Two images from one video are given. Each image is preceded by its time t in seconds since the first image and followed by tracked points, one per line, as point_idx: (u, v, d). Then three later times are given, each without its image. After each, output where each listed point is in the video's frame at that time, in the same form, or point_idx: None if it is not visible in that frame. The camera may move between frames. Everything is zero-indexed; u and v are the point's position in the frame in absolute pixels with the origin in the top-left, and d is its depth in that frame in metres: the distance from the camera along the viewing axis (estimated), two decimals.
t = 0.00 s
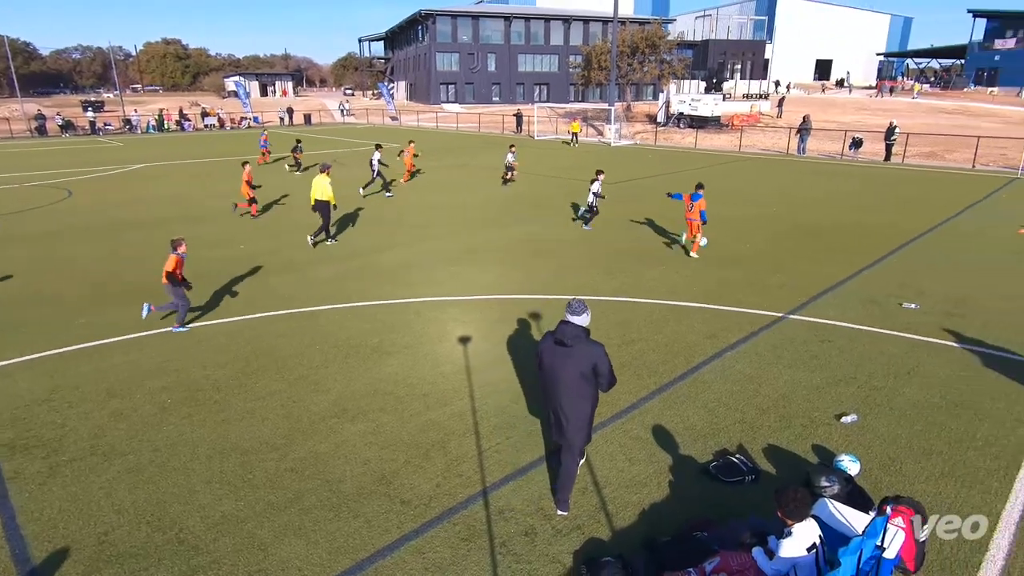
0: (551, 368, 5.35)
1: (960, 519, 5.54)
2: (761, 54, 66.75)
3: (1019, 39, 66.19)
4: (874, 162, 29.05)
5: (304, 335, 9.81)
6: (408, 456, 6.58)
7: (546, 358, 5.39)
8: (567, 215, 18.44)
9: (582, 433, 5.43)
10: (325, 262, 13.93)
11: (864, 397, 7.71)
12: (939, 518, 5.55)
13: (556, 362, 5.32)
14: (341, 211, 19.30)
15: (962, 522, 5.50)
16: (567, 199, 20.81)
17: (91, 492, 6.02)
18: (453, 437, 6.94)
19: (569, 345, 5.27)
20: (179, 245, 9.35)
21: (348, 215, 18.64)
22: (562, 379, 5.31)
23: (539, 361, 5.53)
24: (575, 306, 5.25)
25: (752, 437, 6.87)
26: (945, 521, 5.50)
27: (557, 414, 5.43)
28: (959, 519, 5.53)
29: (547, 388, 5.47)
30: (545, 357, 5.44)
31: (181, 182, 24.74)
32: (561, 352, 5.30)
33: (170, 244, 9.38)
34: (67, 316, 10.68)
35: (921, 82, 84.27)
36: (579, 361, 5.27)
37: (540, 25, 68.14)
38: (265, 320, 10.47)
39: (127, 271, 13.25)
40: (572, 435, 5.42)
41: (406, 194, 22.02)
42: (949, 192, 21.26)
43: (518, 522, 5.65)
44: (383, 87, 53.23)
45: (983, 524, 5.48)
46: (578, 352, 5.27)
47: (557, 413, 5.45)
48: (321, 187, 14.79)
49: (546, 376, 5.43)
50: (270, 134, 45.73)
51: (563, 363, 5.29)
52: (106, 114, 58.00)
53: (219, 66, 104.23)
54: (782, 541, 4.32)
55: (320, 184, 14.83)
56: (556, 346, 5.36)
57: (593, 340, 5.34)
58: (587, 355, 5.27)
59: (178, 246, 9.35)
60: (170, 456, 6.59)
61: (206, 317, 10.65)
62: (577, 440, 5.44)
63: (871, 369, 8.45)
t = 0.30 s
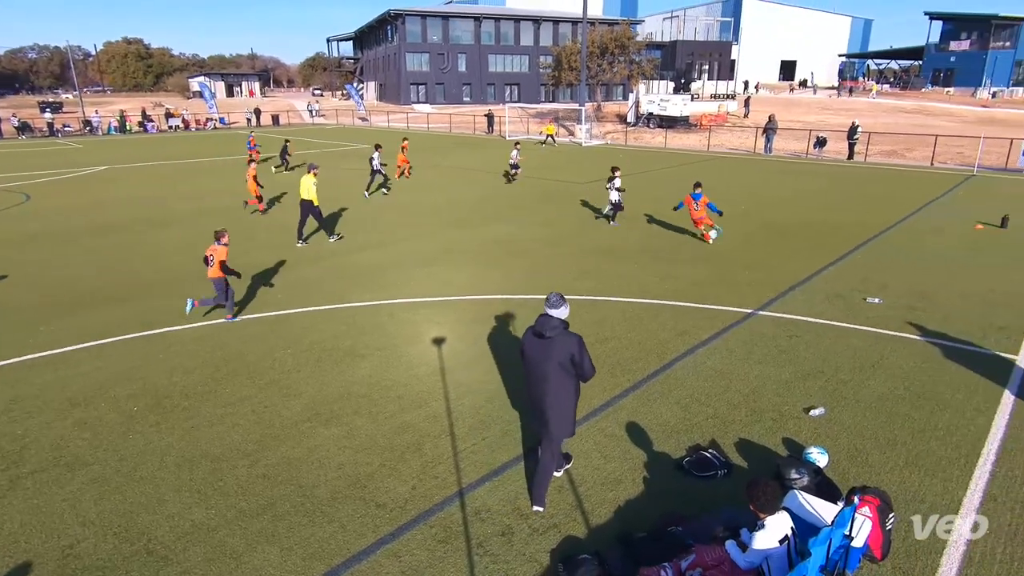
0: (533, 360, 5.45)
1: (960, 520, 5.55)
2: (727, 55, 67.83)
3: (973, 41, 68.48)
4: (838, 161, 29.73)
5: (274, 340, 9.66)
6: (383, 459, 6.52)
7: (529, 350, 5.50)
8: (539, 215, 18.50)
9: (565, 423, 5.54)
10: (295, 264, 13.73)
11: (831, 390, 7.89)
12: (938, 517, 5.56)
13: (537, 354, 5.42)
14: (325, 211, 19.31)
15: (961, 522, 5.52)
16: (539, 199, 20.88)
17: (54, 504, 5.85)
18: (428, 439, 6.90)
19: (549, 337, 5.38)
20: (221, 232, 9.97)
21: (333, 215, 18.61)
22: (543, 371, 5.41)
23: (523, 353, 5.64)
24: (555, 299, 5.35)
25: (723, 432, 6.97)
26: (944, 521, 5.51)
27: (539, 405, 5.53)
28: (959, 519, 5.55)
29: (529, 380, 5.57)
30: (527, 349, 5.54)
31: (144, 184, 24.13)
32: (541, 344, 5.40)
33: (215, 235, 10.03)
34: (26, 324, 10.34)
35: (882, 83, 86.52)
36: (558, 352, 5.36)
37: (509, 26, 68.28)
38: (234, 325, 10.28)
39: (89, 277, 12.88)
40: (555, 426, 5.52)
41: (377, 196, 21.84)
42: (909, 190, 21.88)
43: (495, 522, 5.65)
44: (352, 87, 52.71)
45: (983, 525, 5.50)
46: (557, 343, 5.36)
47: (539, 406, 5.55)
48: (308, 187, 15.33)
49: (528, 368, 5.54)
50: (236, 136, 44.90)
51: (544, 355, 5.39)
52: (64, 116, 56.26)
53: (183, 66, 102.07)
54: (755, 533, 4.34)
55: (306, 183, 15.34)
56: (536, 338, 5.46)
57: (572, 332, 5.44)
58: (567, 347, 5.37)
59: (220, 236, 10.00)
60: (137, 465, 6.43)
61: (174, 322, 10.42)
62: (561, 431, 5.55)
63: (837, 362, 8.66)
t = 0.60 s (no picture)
0: (525, 351, 5.72)
1: (961, 520, 5.56)
2: (705, 55, 68.43)
3: (942, 41, 69.97)
4: (814, 159, 30.16)
5: (254, 343, 9.55)
6: (366, 463, 6.48)
7: (520, 341, 5.76)
8: (520, 215, 18.52)
9: (560, 409, 5.83)
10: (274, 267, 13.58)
11: (810, 385, 8.01)
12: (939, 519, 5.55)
13: (529, 345, 5.69)
14: (322, 208, 19.52)
15: (962, 522, 5.53)
16: (520, 199, 20.88)
17: (27, 515, 5.72)
18: (412, 441, 6.87)
19: (540, 328, 5.65)
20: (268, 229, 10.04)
21: (328, 215, 18.80)
22: (537, 361, 5.68)
23: (513, 345, 5.90)
24: (544, 291, 5.64)
25: (705, 429, 7.04)
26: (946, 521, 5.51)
27: (535, 394, 5.79)
28: (960, 519, 5.55)
29: (522, 371, 5.81)
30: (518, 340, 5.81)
31: (119, 187, 23.68)
32: (532, 335, 5.67)
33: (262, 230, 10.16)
34: None
35: (855, 82, 88.00)
36: (549, 341, 5.66)
37: (488, 26, 68.26)
38: (213, 328, 10.14)
39: (62, 282, 12.61)
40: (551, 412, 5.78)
41: (356, 197, 21.69)
42: (883, 186, 22.28)
43: (480, 523, 5.64)
44: (331, 88, 52.25)
45: (982, 522, 5.53)
46: (548, 332, 5.66)
47: (534, 395, 5.81)
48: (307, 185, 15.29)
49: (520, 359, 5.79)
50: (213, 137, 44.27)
51: (537, 345, 5.66)
52: (33, 117, 54.93)
53: (157, 67, 100.55)
54: (737, 529, 4.40)
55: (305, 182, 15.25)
56: (526, 330, 5.73)
57: (559, 321, 5.74)
58: (556, 336, 5.68)
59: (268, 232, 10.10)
60: (113, 473, 6.31)
61: (151, 327, 10.24)
62: (556, 417, 5.83)
63: (815, 358, 8.79)
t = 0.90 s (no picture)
0: (523, 348, 5.65)
1: (960, 519, 5.57)
2: (694, 55, 68.62)
3: (929, 42, 70.60)
4: (803, 158, 30.34)
5: (243, 344, 9.49)
6: (357, 463, 6.45)
7: (518, 338, 5.68)
8: (511, 214, 18.52)
9: (563, 399, 5.85)
10: (264, 267, 13.51)
11: (799, 383, 8.06)
12: (939, 519, 5.55)
13: (528, 342, 5.62)
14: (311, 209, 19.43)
15: (962, 522, 5.54)
16: (510, 199, 20.87)
17: (15, 519, 5.65)
18: (404, 441, 6.86)
19: (538, 325, 5.56)
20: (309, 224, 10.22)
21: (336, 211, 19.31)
22: (537, 356, 5.63)
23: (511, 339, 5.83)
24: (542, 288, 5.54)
25: (697, 427, 7.06)
26: (945, 520, 5.52)
27: (536, 389, 5.77)
28: (959, 519, 5.56)
29: (521, 368, 5.75)
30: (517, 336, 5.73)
31: (105, 187, 23.44)
32: (530, 332, 5.59)
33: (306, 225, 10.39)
34: None
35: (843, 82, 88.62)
36: (548, 339, 5.59)
37: (478, 25, 68.17)
38: (201, 329, 10.07)
39: (49, 283, 12.49)
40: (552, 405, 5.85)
41: (346, 197, 21.59)
42: (871, 186, 22.44)
43: (472, 523, 5.64)
44: (320, 87, 51.96)
45: (981, 522, 5.54)
46: (548, 329, 5.59)
47: (535, 391, 5.79)
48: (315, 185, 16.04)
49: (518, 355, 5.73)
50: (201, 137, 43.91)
51: (536, 341, 5.60)
52: (18, 116, 54.25)
53: (144, 65, 99.65)
54: (730, 526, 4.42)
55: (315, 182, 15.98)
56: (525, 326, 5.64)
57: (558, 317, 5.64)
58: (555, 331, 5.59)
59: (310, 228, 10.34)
60: (102, 476, 6.26)
61: (138, 329, 10.15)
62: (560, 406, 5.86)
63: (805, 355, 8.85)
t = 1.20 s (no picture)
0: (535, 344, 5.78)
1: (960, 519, 5.58)
2: (690, 55, 68.71)
3: (923, 42, 70.92)
4: (798, 159, 30.41)
5: (238, 344, 9.46)
6: (354, 463, 6.44)
7: (530, 335, 5.81)
8: (507, 214, 18.51)
9: (570, 398, 5.95)
10: (260, 267, 13.49)
11: (794, 382, 8.08)
12: (939, 519, 5.57)
13: (540, 339, 5.75)
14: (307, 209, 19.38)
15: (962, 522, 5.55)
16: (507, 199, 20.88)
17: (8, 520, 5.63)
18: (400, 441, 6.86)
19: (551, 322, 5.71)
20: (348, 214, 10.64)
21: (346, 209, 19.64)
22: (548, 353, 5.76)
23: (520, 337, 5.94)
24: (554, 288, 5.68)
25: (692, 427, 7.07)
26: (945, 520, 5.53)
27: (544, 385, 5.87)
28: (960, 519, 5.58)
29: (532, 365, 5.86)
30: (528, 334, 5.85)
31: (100, 187, 23.36)
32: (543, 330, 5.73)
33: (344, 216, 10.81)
34: None
35: (838, 82, 88.93)
36: (562, 336, 5.74)
37: (474, 25, 68.17)
38: (197, 330, 10.04)
39: (44, 284, 12.43)
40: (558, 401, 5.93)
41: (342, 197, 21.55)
42: (866, 186, 22.51)
43: (469, 523, 5.63)
44: (316, 87, 51.78)
45: (981, 522, 5.55)
46: (561, 327, 5.75)
47: (543, 387, 5.89)
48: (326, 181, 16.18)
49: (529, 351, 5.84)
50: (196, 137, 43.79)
51: (549, 338, 5.74)
52: (12, 116, 53.96)
53: (139, 65, 99.32)
54: (725, 525, 4.43)
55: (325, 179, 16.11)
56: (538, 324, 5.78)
57: (570, 316, 5.81)
58: (567, 329, 5.76)
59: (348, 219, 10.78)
60: (97, 477, 6.24)
61: (134, 329, 10.12)
62: (566, 404, 5.96)
63: (800, 355, 8.87)
